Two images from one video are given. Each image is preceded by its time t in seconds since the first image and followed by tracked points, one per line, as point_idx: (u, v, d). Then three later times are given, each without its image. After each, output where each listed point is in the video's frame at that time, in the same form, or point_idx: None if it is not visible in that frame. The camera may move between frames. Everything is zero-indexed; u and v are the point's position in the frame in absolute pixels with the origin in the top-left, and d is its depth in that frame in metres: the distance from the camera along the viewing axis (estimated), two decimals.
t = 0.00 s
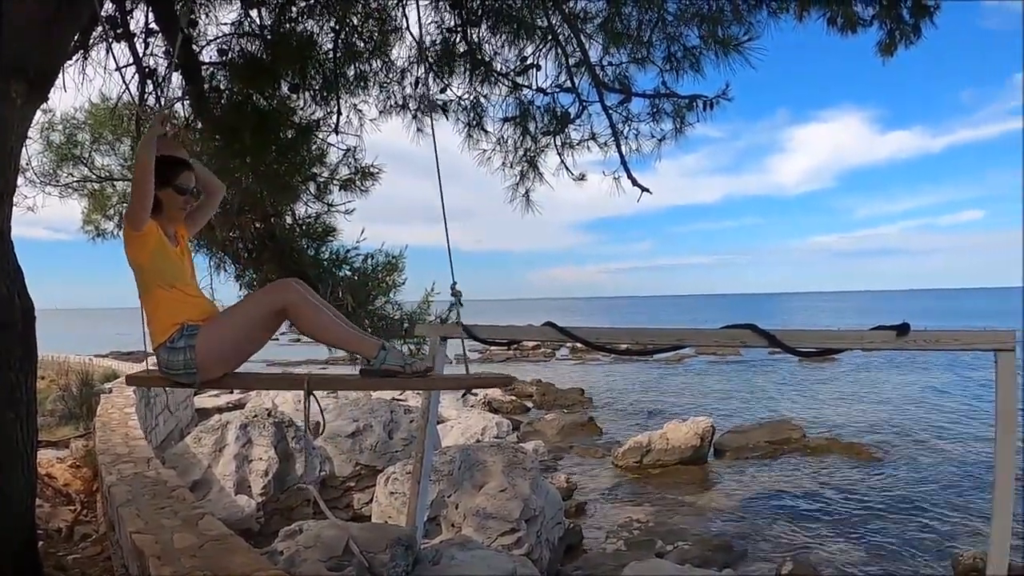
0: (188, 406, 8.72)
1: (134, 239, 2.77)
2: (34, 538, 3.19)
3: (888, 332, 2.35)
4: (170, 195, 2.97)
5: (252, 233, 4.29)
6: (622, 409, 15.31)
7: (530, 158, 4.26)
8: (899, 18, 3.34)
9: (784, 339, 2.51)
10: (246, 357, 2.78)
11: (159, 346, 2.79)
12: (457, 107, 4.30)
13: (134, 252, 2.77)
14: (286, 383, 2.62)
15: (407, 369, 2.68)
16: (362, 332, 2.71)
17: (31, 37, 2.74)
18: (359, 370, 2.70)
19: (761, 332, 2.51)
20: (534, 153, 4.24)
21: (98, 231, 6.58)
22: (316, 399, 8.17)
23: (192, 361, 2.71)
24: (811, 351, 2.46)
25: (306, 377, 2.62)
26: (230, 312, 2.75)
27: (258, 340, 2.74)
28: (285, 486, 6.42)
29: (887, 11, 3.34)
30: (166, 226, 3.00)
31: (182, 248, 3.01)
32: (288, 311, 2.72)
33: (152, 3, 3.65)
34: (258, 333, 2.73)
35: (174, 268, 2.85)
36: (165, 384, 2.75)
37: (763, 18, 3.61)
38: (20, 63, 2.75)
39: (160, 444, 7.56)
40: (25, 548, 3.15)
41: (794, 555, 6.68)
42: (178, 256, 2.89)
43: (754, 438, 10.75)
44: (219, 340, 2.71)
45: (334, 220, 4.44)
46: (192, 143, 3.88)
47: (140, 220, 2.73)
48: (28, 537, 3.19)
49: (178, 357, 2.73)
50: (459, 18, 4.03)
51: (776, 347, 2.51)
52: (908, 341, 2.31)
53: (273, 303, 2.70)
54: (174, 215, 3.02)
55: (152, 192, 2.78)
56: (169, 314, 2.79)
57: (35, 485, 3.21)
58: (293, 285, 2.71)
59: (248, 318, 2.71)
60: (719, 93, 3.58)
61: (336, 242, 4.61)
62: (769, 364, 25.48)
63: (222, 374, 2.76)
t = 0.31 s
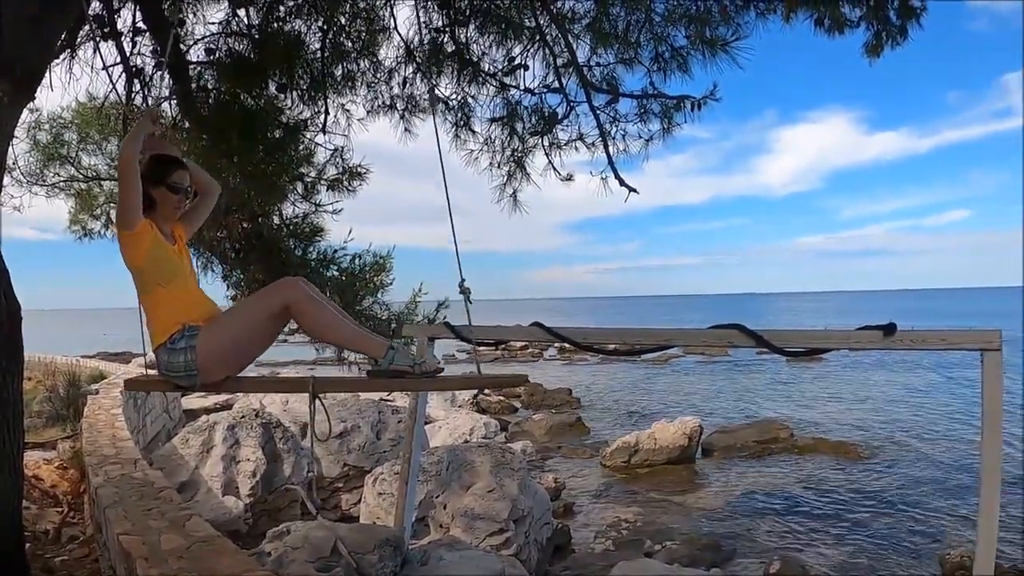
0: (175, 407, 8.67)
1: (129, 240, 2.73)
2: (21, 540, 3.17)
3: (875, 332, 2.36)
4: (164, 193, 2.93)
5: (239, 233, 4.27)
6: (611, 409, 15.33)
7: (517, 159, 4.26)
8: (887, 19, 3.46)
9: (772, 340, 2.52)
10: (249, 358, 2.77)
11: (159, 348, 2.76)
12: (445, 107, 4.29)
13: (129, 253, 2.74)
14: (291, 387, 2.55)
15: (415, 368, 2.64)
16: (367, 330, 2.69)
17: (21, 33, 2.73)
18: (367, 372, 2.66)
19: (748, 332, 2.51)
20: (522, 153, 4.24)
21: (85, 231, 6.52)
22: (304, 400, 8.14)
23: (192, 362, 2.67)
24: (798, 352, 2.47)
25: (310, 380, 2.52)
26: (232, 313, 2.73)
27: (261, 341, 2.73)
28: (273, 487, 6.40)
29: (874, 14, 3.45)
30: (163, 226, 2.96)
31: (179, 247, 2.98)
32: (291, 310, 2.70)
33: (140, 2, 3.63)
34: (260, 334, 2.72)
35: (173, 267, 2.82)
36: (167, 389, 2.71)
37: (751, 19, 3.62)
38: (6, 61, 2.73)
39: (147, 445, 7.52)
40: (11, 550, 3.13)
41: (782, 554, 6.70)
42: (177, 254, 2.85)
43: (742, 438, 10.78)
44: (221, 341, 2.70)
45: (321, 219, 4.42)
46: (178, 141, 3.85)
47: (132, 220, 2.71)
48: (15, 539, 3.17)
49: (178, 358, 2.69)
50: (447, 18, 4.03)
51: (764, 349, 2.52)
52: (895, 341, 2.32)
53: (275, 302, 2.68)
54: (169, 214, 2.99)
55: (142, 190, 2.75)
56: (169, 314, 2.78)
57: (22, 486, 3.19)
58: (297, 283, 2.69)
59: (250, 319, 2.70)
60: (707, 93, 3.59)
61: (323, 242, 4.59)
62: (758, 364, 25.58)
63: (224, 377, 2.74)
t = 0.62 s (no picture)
0: (160, 410, 8.62)
1: (130, 240, 2.68)
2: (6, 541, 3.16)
3: (860, 335, 2.39)
4: (165, 193, 2.88)
5: (226, 235, 4.21)
6: (599, 412, 15.35)
7: (504, 162, 4.26)
8: (873, 25, 3.52)
9: (758, 343, 2.52)
10: (253, 361, 2.71)
11: (161, 350, 2.71)
12: (433, 109, 4.28)
13: (130, 254, 2.68)
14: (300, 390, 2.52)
15: (425, 370, 2.64)
16: (374, 331, 2.66)
17: (5, 30, 2.70)
18: (375, 374, 2.65)
19: (734, 335, 2.52)
20: (509, 156, 4.23)
21: (72, 232, 6.46)
22: (290, 403, 8.10)
23: (196, 365, 2.63)
24: (785, 355, 2.47)
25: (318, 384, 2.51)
26: (235, 315, 2.67)
27: (265, 343, 2.68)
28: (259, 489, 6.37)
29: (862, 20, 3.48)
30: (164, 225, 2.90)
31: (182, 247, 2.92)
32: (296, 311, 2.65)
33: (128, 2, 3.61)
34: (264, 335, 2.66)
35: (175, 267, 2.76)
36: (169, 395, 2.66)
37: (739, 23, 3.63)
38: None
39: (133, 448, 7.47)
40: None
41: (769, 557, 6.72)
42: (179, 254, 2.79)
43: (729, 441, 10.79)
44: (225, 343, 2.64)
45: (308, 222, 4.40)
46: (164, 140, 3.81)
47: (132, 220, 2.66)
48: None
49: (179, 361, 2.63)
50: (435, 22, 4.04)
51: (750, 351, 2.52)
52: (881, 344, 2.37)
53: (281, 303, 2.63)
54: (170, 214, 2.93)
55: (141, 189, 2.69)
56: (171, 315, 2.72)
57: (7, 488, 3.17)
58: (302, 284, 2.64)
59: (255, 321, 2.64)
60: (695, 98, 3.59)
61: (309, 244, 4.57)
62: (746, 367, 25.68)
63: (226, 381, 2.69)
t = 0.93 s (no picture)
0: (146, 411, 8.57)
1: (133, 239, 2.63)
2: None
3: (845, 335, 2.39)
4: (168, 191, 2.84)
5: (212, 235, 4.14)
6: (588, 413, 15.36)
7: (492, 163, 4.26)
8: (860, 27, 3.65)
9: (743, 344, 2.53)
10: (258, 361, 2.65)
11: (164, 350, 2.66)
12: (420, 110, 4.28)
13: (133, 253, 2.64)
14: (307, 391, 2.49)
15: (438, 367, 2.59)
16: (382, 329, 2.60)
17: (4, 34, 2.71)
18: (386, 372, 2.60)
19: (721, 337, 2.52)
20: (496, 157, 4.24)
21: (59, 232, 6.33)
22: (277, 403, 8.07)
23: (199, 365, 2.56)
24: (772, 356, 2.49)
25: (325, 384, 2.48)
26: (238, 313, 2.61)
27: (270, 343, 2.62)
28: (247, 490, 6.35)
29: (848, 22, 3.63)
30: (167, 225, 2.86)
31: (185, 246, 2.87)
32: (301, 309, 2.60)
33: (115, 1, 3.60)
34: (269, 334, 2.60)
35: (178, 266, 2.72)
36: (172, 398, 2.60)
37: (726, 26, 3.67)
38: None
39: (119, 449, 7.43)
40: None
41: (756, 557, 6.74)
42: (181, 254, 2.75)
43: (716, 441, 10.82)
44: (228, 343, 2.58)
45: (295, 222, 4.39)
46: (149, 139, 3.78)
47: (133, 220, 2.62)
48: None
49: (183, 361, 2.58)
50: (423, 22, 4.04)
51: (737, 352, 2.53)
52: (867, 345, 2.37)
53: (286, 300, 2.57)
54: (173, 213, 2.88)
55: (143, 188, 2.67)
56: (174, 315, 2.67)
57: None
58: (307, 281, 2.59)
59: (260, 320, 2.59)
60: (682, 100, 3.61)
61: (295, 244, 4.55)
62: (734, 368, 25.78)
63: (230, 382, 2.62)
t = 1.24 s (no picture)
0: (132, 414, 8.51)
1: (135, 240, 2.51)
2: None
3: (833, 338, 2.44)
4: (171, 189, 2.67)
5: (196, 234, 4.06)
6: (576, 415, 15.37)
7: (478, 165, 4.23)
8: (849, 31, 3.67)
9: (729, 346, 2.56)
10: (264, 362, 2.56)
11: (167, 353, 2.54)
12: (408, 112, 4.28)
13: (135, 254, 2.51)
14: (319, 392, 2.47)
15: (449, 364, 2.58)
16: (392, 327, 2.54)
17: None
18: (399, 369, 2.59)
19: (707, 338, 2.54)
20: (483, 160, 4.23)
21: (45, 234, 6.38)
22: (265, 406, 8.03)
23: (204, 367, 2.45)
24: (757, 359, 2.52)
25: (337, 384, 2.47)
26: (243, 313, 2.51)
27: (278, 343, 2.54)
28: (234, 493, 6.33)
29: (837, 26, 3.66)
30: (170, 223, 2.71)
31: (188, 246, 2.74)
32: (309, 307, 2.52)
33: None
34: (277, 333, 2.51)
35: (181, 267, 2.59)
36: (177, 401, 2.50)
37: (714, 29, 3.66)
38: None
39: (105, 452, 7.37)
40: None
41: (744, 559, 6.76)
42: (185, 254, 2.62)
43: (703, 444, 10.85)
44: (233, 343, 2.47)
45: (282, 224, 4.38)
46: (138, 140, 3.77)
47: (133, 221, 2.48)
48: None
49: (188, 363, 2.47)
50: (411, 24, 4.03)
51: (723, 354, 2.56)
52: (853, 348, 2.41)
53: (295, 299, 2.50)
54: (176, 211, 2.73)
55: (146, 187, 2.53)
56: (177, 317, 2.55)
57: None
58: (316, 279, 2.53)
59: (267, 320, 2.50)
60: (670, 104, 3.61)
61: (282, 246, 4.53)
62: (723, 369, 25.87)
63: (237, 385, 2.52)
